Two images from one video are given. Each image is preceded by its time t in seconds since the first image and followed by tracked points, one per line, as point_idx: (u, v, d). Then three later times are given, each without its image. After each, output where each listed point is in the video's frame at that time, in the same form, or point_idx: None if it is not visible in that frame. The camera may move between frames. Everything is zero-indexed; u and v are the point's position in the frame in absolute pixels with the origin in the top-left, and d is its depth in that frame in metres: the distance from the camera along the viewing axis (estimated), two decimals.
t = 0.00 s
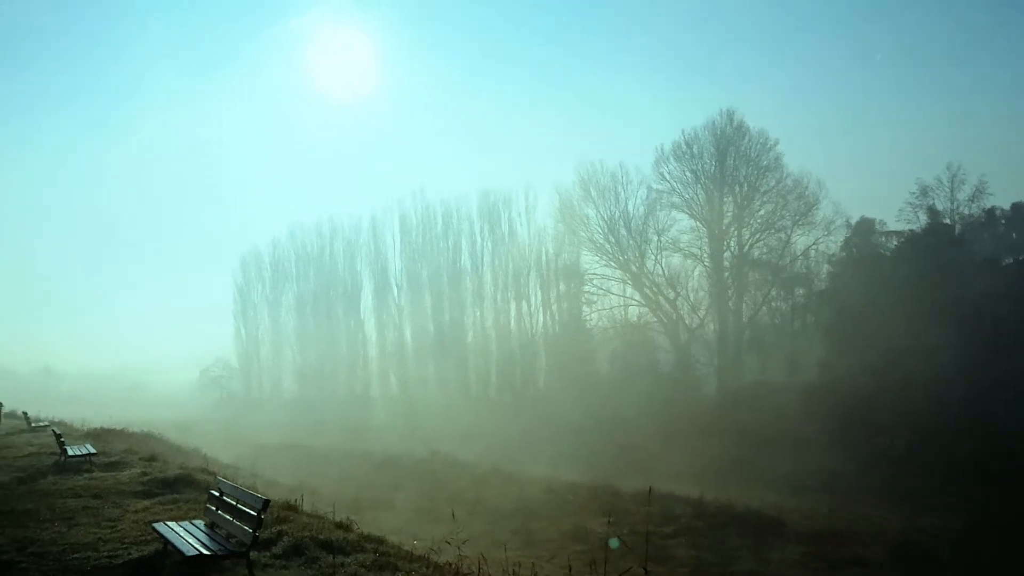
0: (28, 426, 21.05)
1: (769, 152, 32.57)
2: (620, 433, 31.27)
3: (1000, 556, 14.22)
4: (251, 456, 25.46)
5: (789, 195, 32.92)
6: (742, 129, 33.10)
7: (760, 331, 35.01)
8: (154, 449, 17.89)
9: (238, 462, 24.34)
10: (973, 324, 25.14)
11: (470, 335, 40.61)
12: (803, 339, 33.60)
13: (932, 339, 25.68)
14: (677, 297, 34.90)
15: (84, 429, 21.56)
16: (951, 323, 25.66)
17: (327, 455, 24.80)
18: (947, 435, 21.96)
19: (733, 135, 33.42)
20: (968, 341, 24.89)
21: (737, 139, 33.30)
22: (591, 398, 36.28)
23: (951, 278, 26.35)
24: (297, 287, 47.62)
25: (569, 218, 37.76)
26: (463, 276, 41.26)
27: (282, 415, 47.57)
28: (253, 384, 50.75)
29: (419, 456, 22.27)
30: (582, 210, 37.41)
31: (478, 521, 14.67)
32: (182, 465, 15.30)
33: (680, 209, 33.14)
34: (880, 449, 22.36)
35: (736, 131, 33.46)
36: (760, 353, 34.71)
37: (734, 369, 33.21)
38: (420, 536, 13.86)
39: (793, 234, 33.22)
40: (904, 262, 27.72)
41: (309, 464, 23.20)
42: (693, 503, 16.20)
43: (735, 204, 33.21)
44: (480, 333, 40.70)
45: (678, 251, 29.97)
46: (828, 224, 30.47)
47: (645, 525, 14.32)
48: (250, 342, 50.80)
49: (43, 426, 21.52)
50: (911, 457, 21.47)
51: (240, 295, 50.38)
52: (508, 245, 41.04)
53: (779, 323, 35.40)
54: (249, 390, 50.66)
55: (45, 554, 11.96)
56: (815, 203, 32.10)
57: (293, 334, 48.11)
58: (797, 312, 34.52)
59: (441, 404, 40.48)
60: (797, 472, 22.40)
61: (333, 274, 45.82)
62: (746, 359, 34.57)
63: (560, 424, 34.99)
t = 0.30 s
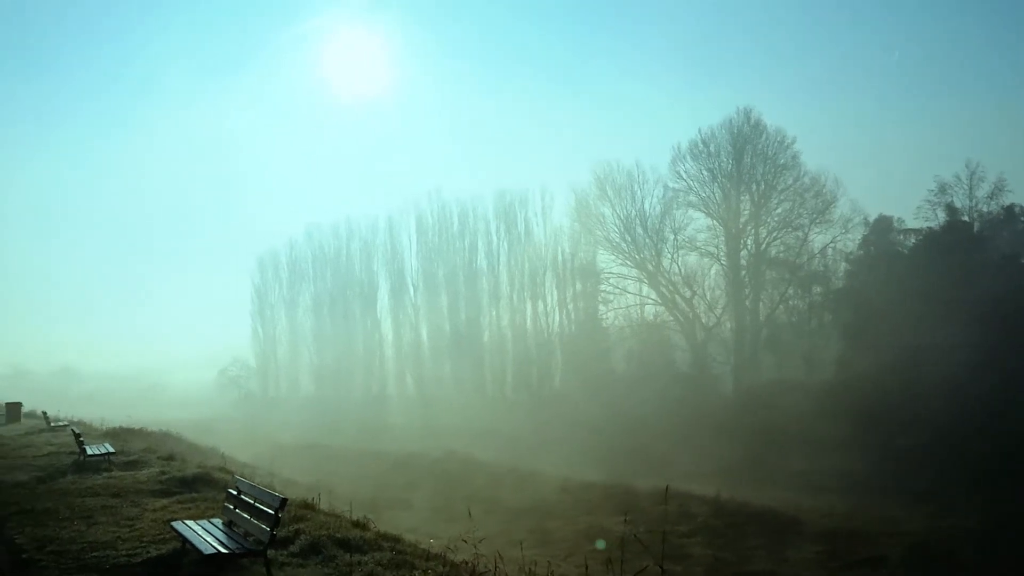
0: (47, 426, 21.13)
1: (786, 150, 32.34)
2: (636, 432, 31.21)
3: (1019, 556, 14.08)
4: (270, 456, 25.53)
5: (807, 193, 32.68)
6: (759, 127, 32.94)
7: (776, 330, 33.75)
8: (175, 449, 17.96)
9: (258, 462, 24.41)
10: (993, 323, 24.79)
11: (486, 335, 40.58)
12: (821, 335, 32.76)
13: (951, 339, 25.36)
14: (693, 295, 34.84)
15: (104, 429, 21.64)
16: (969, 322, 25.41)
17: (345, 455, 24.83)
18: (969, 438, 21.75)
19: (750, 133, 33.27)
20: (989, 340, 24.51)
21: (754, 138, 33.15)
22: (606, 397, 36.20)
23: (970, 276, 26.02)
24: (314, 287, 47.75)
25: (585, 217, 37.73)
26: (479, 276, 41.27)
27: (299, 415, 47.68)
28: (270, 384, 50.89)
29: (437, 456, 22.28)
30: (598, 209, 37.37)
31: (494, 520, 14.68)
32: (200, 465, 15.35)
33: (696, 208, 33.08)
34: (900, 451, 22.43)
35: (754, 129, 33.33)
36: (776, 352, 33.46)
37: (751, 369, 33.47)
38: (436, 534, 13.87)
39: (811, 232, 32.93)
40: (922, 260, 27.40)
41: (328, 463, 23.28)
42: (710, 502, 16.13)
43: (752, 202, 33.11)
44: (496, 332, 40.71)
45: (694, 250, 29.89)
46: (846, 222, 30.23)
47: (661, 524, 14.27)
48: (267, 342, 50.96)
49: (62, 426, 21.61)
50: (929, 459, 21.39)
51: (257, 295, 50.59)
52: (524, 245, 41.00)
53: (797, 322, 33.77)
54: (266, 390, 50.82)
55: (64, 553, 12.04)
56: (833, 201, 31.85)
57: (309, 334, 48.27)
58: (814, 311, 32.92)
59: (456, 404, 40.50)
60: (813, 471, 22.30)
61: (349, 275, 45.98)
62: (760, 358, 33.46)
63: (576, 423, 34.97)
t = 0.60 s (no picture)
0: (57, 427, 21.16)
1: (794, 149, 32.32)
2: (645, 432, 31.22)
3: None
4: (280, 456, 25.57)
5: (814, 192, 32.68)
6: (766, 126, 32.91)
7: (785, 328, 34.31)
8: (185, 450, 17.98)
9: (268, 463, 24.45)
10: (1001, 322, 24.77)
11: (493, 334, 40.62)
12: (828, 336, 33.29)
13: (958, 338, 25.34)
14: (701, 295, 34.83)
15: (113, 429, 21.66)
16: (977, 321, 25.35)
17: (354, 455, 24.84)
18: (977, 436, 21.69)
19: (758, 132, 33.26)
20: (998, 338, 24.44)
21: (762, 137, 33.14)
22: (613, 397, 36.20)
23: (978, 275, 26.00)
24: (322, 287, 47.79)
25: (592, 217, 37.73)
26: (486, 276, 41.28)
27: (307, 415, 47.73)
28: (278, 384, 50.98)
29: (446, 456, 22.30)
30: (606, 209, 37.40)
31: (502, 519, 14.69)
32: (209, 465, 15.37)
33: (704, 208, 33.05)
34: (908, 450, 22.27)
35: (761, 129, 33.32)
36: (784, 351, 33.96)
37: (758, 367, 33.21)
38: (444, 534, 13.87)
39: (819, 231, 32.98)
40: (929, 259, 27.37)
41: (338, 463, 23.30)
42: (719, 502, 16.10)
43: (759, 201, 33.09)
44: (504, 332, 40.72)
45: (702, 249, 29.80)
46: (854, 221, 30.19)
47: (670, 524, 14.25)
48: (275, 342, 51.03)
49: (72, 427, 21.64)
50: (936, 458, 21.37)
51: (265, 295, 50.67)
52: (532, 245, 41.00)
53: (804, 320, 34.70)
54: (274, 390, 50.92)
55: (74, 553, 12.08)
56: (841, 200, 31.85)
57: (317, 334, 48.32)
58: (822, 310, 33.90)
59: (464, 404, 40.52)
60: (820, 471, 22.27)
61: (357, 275, 46.02)
62: (768, 357, 33.85)
63: (583, 423, 34.98)
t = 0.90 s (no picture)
0: (65, 429, 21.21)
1: (801, 149, 32.22)
2: (652, 433, 31.25)
3: None
4: (288, 457, 25.61)
5: (821, 193, 32.56)
6: (773, 127, 32.85)
7: (792, 329, 34.20)
8: (195, 452, 18.02)
9: (276, 464, 24.50)
10: (1009, 323, 24.68)
11: (501, 336, 40.69)
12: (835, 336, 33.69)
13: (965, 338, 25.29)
14: (708, 296, 34.76)
15: (122, 431, 21.71)
16: (984, 321, 25.35)
17: (362, 456, 24.86)
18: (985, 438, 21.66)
19: (765, 133, 33.20)
20: (1006, 340, 24.38)
21: (769, 138, 33.10)
22: (620, 398, 36.18)
23: (986, 276, 25.89)
24: (329, 287, 47.86)
25: (599, 217, 37.72)
26: (493, 277, 41.31)
27: (314, 416, 47.79)
28: (285, 385, 51.03)
29: (454, 457, 22.33)
30: (612, 209, 37.39)
31: (510, 520, 14.69)
32: (217, 466, 15.39)
33: (711, 208, 33.00)
34: (915, 451, 22.21)
35: (768, 129, 33.26)
36: (792, 351, 33.80)
37: (766, 368, 33.26)
38: (451, 535, 13.88)
39: (826, 232, 32.76)
40: (937, 259, 27.28)
41: (347, 464, 23.35)
42: (726, 503, 16.10)
43: (766, 202, 33.04)
44: (511, 333, 40.75)
45: (709, 250, 29.76)
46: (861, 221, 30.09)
47: (677, 525, 14.25)
48: (282, 343, 51.09)
49: (81, 428, 21.70)
50: (943, 458, 21.32)
51: (272, 296, 50.70)
52: (538, 246, 41.01)
53: (812, 321, 34.61)
54: (281, 391, 51.01)
55: (82, 554, 12.11)
56: (848, 200, 31.72)
57: (324, 335, 48.38)
58: (829, 310, 33.86)
59: (470, 404, 40.54)
60: (827, 472, 22.23)
61: (364, 276, 46.07)
62: (776, 358, 33.79)
63: (590, 423, 35.05)
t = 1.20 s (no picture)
0: (76, 428, 21.27)
1: (810, 148, 32.14)
2: (660, 433, 31.25)
3: None
4: (298, 456, 25.66)
5: (830, 191, 32.44)
6: (782, 125, 32.75)
7: (800, 327, 33.56)
8: (205, 451, 18.06)
9: (287, 463, 24.53)
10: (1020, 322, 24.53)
11: (509, 335, 40.71)
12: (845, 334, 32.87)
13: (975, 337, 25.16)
14: (717, 295, 34.82)
15: (133, 430, 21.75)
16: (994, 319, 25.23)
17: (372, 455, 24.89)
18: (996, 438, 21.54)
19: (773, 131, 33.10)
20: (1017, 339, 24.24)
21: (777, 136, 33.04)
22: (628, 397, 36.14)
23: (997, 275, 25.75)
24: (337, 287, 47.94)
25: (607, 216, 37.72)
26: (501, 277, 41.34)
27: (323, 415, 47.88)
28: (294, 384, 51.13)
29: (464, 456, 22.33)
30: (621, 208, 37.39)
31: (519, 519, 14.68)
32: (227, 465, 15.42)
33: (719, 207, 32.95)
34: (925, 450, 22.13)
35: (776, 127, 33.19)
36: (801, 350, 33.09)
37: (775, 367, 33.19)
38: (461, 534, 13.89)
39: (835, 230, 32.67)
40: (947, 258, 27.14)
41: (358, 463, 23.37)
42: (735, 502, 16.07)
43: (775, 200, 33.00)
44: (519, 332, 40.77)
45: (718, 249, 29.75)
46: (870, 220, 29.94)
47: (686, 524, 14.24)
48: (291, 342, 51.19)
49: (90, 428, 21.73)
50: (952, 457, 21.27)
51: (281, 296, 50.80)
52: (547, 245, 41.01)
53: (821, 321, 33.62)
54: (290, 390, 51.12)
55: (93, 553, 12.15)
56: (858, 198, 31.56)
57: (333, 334, 48.47)
58: (840, 309, 32.93)
59: (478, 404, 40.55)
60: (836, 471, 22.19)
61: (373, 275, 46.14)
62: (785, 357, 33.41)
63: (599, 423, 35.05)
